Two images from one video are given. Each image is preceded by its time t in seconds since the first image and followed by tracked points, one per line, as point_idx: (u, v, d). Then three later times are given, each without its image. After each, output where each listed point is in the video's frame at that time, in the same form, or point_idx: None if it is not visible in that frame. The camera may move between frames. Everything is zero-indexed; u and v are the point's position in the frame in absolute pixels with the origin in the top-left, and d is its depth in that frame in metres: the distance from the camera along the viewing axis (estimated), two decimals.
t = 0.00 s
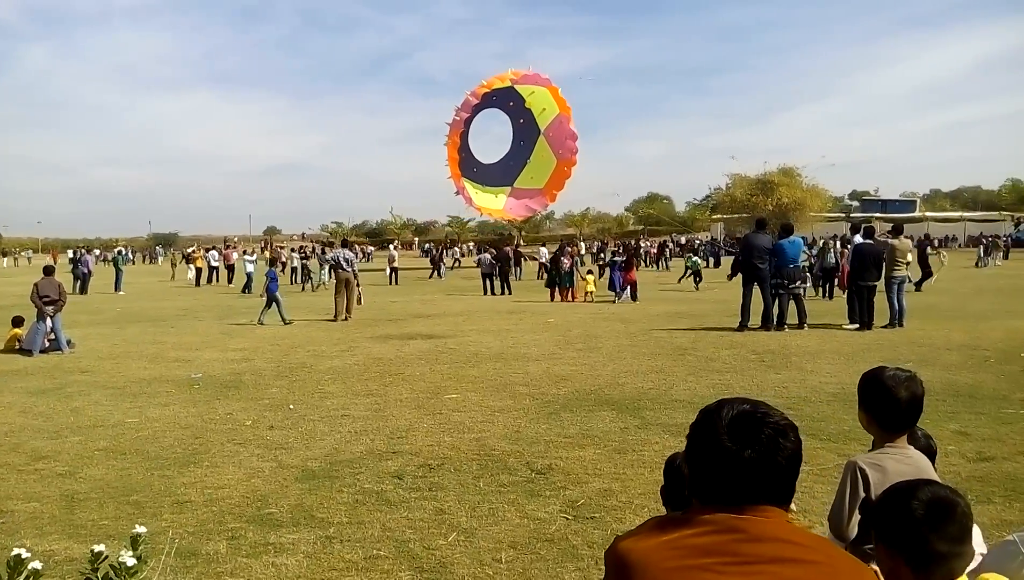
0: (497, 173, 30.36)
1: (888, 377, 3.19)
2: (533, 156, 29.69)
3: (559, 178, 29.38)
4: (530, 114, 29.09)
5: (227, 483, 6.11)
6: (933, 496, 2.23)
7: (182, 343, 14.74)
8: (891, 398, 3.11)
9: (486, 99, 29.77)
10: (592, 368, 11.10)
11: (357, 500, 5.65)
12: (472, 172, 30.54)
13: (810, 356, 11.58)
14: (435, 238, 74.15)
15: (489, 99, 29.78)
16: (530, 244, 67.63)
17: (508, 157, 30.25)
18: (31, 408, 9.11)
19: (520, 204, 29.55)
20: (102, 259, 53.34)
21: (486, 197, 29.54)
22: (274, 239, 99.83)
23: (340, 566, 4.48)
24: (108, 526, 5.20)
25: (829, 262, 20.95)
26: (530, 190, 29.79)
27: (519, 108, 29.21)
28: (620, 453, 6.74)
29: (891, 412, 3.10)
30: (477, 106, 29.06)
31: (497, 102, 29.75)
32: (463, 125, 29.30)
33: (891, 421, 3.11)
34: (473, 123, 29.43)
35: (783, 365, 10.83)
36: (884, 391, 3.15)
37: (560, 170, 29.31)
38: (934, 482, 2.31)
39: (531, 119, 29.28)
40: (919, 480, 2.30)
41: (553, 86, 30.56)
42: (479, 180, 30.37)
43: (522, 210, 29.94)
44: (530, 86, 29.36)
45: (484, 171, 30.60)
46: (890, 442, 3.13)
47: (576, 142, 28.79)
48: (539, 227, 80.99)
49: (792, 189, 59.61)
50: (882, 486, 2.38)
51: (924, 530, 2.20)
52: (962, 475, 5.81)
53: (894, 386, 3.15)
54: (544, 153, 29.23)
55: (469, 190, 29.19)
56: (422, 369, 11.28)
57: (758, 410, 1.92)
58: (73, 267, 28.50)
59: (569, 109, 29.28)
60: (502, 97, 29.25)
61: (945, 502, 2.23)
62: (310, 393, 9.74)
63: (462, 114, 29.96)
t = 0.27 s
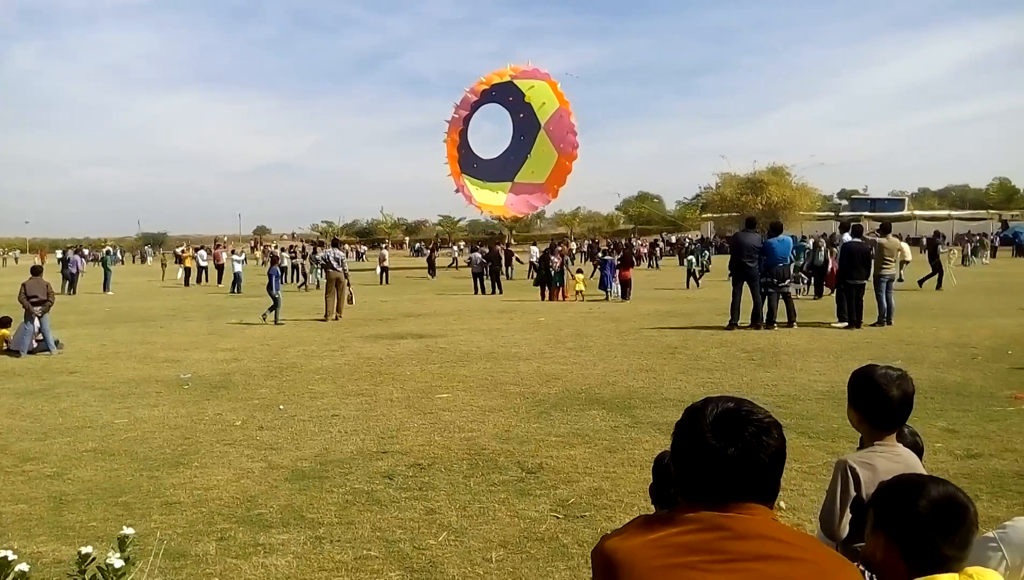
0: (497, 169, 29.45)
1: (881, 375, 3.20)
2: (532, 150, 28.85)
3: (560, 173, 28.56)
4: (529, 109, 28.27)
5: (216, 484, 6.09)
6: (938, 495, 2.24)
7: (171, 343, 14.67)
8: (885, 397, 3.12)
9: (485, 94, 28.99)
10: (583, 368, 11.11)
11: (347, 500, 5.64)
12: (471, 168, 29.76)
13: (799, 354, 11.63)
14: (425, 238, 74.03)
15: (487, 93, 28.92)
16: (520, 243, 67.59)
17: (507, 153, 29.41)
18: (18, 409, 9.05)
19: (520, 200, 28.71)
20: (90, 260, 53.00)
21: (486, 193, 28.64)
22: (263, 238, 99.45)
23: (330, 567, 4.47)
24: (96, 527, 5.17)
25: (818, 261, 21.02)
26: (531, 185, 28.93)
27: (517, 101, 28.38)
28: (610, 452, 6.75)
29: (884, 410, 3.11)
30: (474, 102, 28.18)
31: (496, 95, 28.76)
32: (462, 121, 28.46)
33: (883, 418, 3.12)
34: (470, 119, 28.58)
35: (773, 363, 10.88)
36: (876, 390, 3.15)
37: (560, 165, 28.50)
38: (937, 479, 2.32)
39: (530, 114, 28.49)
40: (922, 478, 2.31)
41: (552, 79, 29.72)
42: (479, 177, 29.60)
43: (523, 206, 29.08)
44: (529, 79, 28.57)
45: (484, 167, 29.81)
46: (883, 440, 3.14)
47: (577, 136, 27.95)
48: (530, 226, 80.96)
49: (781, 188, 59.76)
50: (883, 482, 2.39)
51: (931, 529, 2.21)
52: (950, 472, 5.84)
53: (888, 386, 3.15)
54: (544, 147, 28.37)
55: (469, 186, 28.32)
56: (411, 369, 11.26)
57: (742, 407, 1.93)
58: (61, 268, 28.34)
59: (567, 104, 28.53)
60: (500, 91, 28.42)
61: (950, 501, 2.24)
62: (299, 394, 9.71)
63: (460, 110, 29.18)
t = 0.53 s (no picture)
0: (494, 170, 28.52)
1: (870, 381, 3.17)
2: (530, 150, 27.83)
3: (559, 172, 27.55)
4: (525, 109, 27.28)
5: (201, 490, 6.06)
6: (942, 508, 2.18)
7: (155, 349, 14.58)
8: (875, 405, 3.09)
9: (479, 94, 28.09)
10: (570, 372, 11.12)
11: (334, 506, 5.62)
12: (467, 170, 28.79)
13: (784, 358, 11.69)
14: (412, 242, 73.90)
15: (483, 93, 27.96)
16: (507, 247, 67.54)
17: (504, 153, 28.45)
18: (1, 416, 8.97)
19: (518, 202, 27.73)
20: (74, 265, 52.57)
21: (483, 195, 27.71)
22: (249, 243, 99.00)
23: (316, 573, 4.45)
24: (80, 535, 5.13)
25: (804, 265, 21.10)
26: (528, 185, 27.90)
27: (513, 101, 27.41)
28: (597, 456, 6.76)
29: (872, 416, 3.09)
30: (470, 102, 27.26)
31: (491, 98, 28.06)
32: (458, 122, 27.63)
33: (870, 424, 3.11)
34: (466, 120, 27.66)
35: (759, 367, 10.92)
36: (866, 395, 3.12)
37: (559, 165, 27.35)
38: (938, 486, 2.25)
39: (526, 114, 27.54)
40: (924, 487, 2.23)
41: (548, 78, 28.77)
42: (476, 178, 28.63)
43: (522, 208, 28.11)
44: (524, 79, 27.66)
45: (481, 169, 28.84)
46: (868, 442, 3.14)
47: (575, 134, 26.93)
48: (517, 230, 80.98)
49: (767, 192, 60.05)
50: (883, 489, 2.32)
51: (936, 546, 2.16)
52: (934, 474, 5.88)
53: (877, 393, 3.12)
54: (541, 146, 27.34)
55: (465, 189, 27.42)
56: (398, 374, 11.23)
57: (729, 411, 1.94)
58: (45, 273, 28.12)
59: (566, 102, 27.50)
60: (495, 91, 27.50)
61: (954, 512, 2.17)
62: (286, 399, 9.67)
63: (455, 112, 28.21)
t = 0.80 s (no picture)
0: (487, 165, 27.13)
1: (844, 381, 3.20)
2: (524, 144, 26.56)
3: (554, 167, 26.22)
4: (519, 102, 25.93)
5: (182, 489, 6.02)
6: (953, 518, 1.99)
7: (136, 346, 14.47)
8: (848, 402, 3.12)
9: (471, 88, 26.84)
10: (553, 370, 11.13)
11: (316, 504, 5.60)
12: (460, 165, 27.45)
13: (766, 356, 11.76)
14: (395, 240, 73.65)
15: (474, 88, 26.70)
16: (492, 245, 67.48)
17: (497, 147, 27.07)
18: None
19: (512, 198, 26.36)
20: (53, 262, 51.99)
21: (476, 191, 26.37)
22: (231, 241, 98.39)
23: (297, 572, 4.44)
24: (58, 534, 5.09)
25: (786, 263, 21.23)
26: (522, 181, 26.55)
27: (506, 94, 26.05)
28: (579, 453, 6.78)
29: (847, 413, 3.12)
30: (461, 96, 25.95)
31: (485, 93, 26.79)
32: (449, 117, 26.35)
33: (847, 421, 3.13)
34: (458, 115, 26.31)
35: (741, 365, 10.98)
36: (840, 393, 3.16)
37: (554, 160, 26.07)
38: (953, 493, 2.06)
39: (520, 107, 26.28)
40: (938, 491, 2.04)
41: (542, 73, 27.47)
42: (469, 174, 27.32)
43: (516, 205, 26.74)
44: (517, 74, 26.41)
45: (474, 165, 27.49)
46: (849, 440, 3.15)
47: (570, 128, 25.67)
48: (502, 228, 80.94)
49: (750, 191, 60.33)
50: (894, 485, 2.12)
51: (941, 557, 1.97)
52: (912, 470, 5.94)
53: (850, 392, 3.15)
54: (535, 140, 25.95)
55: (458, 185, 26.05)
56: (382, 372, 11.21)
57: (714, 408, 1.95)
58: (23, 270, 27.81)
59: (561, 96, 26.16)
60: (488, 85, 26.18)
61: (967, 525, 1.99)
62: (268, 397, 9.63)
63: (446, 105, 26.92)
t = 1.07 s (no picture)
0: (478, 163, 26.12)
1: (818, 381, 3.21)
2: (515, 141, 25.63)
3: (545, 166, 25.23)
4: (511, 99, 24.95)
5: (158, 492, 5.96)
6: (934, 522, 2.00)
7: (113, 348, 14.33)
8: (823, 403, 3.14)
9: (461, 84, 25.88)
10: (534, 372, 11.13)
11: (294, 507, 5.57)
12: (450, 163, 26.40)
13: (746, 358, 11.84)
14: (376, 241, 73.40)
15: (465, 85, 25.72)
16: (473, 247, 67.46)
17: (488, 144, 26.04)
18: None
19: (504, 197, 25.37)
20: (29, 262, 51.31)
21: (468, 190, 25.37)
22: (210, 241, 97.60)
23: (275, 575, 4.41)
24: (31, 538, 5.02)
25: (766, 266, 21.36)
26: (515, 179, 25.53)
27: (498, 91, 25.08)
28: (559, 455, 6.78)
29: (822, 415, 3.13)
30: (451, 93, 24.93)
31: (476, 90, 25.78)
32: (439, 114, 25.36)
33: (821, 423, 3.15)
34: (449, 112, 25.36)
35: (720, 367, 11.05)
36: (814, 395, 3.17)
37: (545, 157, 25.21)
38: (936, 498, 2.08)
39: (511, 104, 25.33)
40: (921, 495, 2.06)
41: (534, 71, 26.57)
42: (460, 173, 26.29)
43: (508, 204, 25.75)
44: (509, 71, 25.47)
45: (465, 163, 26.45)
46: (823, 439, 3.18)
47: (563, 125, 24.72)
48: (484, 230, 80.90)
49: (730, 194, 60.66)
50: (879, 487, 2.14)
51: (922, 560, 1.99)
52: (889, 471, 6.01)
53: (824, 393, 3.17)
54: (527, 137, 24.97)
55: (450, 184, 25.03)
56: (362, 374, 11.17)
57: (692, 410, 1.96)
58: None
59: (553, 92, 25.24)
60: (478, 82, 25.22)
61: (949, 530, 2.00)
62: (247, 399, 9.56)
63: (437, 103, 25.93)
